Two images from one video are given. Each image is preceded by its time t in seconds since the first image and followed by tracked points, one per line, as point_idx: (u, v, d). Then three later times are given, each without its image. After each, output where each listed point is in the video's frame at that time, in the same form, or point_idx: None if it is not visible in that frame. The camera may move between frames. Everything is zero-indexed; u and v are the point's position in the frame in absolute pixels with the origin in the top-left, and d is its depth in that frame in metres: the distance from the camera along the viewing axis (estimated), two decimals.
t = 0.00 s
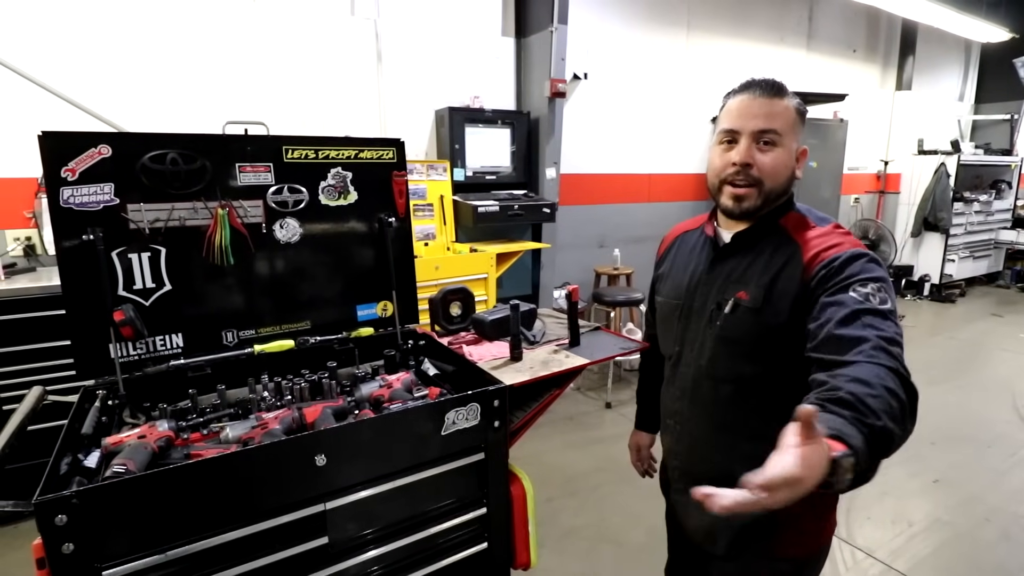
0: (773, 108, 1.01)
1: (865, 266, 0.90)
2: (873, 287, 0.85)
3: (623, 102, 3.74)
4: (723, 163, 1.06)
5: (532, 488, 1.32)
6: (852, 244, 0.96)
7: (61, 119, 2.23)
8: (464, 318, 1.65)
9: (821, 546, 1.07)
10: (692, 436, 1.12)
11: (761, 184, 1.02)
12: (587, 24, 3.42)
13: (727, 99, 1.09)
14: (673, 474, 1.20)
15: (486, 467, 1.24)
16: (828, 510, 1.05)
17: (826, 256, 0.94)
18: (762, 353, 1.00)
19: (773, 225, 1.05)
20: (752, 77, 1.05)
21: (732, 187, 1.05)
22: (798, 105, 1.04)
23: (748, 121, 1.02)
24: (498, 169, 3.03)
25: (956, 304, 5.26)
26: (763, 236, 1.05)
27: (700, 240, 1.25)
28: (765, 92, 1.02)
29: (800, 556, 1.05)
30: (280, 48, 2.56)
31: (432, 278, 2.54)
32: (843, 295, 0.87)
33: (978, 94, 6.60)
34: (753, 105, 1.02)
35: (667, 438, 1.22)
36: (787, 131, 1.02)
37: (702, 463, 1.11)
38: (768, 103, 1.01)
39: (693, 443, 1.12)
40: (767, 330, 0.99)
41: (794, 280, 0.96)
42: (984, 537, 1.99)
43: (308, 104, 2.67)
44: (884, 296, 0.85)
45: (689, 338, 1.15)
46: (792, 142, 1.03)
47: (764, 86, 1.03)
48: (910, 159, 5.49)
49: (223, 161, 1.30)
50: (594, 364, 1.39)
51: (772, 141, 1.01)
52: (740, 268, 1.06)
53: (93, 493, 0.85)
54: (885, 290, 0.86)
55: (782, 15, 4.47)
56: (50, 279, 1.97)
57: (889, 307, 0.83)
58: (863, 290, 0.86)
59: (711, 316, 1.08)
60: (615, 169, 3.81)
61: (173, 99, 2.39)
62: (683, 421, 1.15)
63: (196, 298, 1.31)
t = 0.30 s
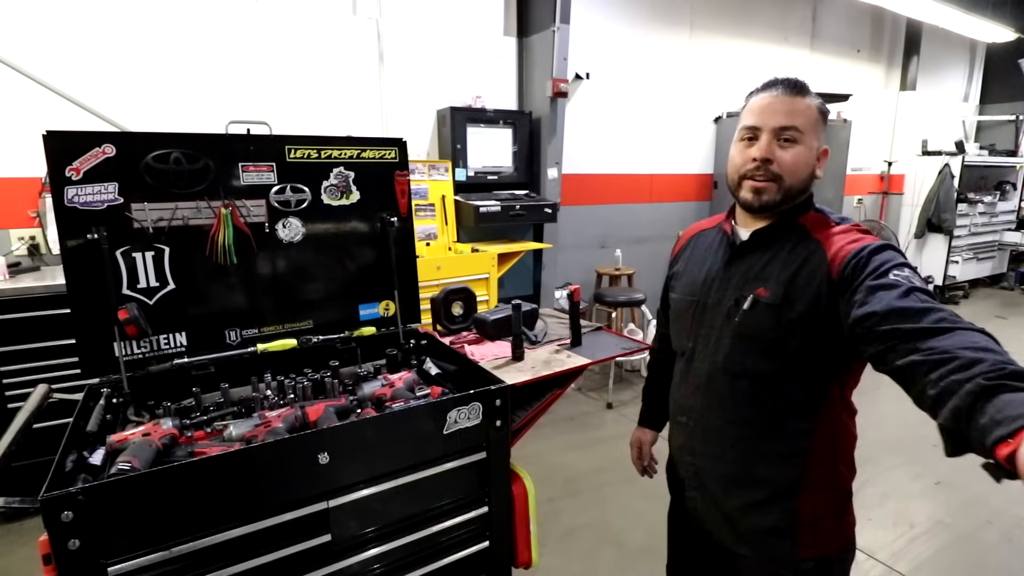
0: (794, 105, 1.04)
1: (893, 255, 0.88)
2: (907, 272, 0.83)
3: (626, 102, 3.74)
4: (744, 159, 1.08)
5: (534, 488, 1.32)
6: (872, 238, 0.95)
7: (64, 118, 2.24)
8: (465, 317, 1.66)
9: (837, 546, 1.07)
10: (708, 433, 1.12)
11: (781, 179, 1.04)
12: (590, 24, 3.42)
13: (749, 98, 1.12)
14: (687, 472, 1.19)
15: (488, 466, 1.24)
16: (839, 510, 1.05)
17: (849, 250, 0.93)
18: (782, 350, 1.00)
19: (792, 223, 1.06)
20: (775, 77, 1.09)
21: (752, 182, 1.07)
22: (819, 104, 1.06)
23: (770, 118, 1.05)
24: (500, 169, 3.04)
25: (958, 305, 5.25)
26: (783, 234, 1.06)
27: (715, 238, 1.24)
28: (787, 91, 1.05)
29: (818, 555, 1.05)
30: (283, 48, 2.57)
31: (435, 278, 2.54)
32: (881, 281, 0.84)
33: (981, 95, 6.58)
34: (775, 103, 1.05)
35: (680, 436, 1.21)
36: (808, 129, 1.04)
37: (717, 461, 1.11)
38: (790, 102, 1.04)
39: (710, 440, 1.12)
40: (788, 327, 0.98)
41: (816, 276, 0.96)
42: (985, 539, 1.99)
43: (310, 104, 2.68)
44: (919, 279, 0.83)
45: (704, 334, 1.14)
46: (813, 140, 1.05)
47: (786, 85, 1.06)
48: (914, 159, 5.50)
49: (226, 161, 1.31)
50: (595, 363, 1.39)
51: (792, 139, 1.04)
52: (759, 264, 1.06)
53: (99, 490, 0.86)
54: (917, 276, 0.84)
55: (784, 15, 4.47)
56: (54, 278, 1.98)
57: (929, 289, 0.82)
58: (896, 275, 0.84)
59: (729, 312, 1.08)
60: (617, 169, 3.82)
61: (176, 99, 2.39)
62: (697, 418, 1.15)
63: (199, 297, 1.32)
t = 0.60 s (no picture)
0: (823, 101, 1.01)
1: (946, 274, 0.92)
2: (961, 302, 0.89)
3: (631, 103, 3.73)
4: (770, 157, 1.05)
5: (537, 488, 1.31)
6: (919, 245, 0.96)
7: (69, 117, 2.24)
8: (469, 318, 1.65)
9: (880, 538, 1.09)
10: (757, 448, 1.06)
11: (810, 176, 1.00)
12: (595, 24, 3.41)
13: (774, 98, 1.10)
14: (727, 486, 1.12)
15: (491, 466, 1.24)
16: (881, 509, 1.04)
17: (909, 264, 0.92)
18: (838, 356, 0.97)
19: (830, 225, 1.02)
20: (800, 76, 1.06)
21: (780, 179, 1.03)
22: (846, 101, 1.03)
23: (796, 115, 1.02)
24: (504, 169, 3.03)
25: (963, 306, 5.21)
26: (828, 237, 1.01)
27: (740, 239, 1.17)
28: (814, 88, 1.02)
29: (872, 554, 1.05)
30: (287, 48, 2.57)
31: (438, 278, 2.53)
32: (942, 314, 0.88)
33: (988, 96, 6.54)
34: (802, 100, 1.02)
35: (718, 451, 1.14)
36: (835, 125, 1.01)
37: (767, 476, 1.05)
38: (817, 98, 1.01)
39: (759, 455, 1.06)
40: (847, 334, 0.96)
41: (876, 284, 0.94)
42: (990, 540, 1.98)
43: (314, 104, 2.68)
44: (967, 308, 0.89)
45: (747, 344, 1.08)
46: (842, 137, 1.02)
47: (812, 82, 1.03)
48: (919, 160, 5.46)
49: (229, 160, 1.30)
50: (599, 364, 1.38)
51: (820, 134, 1.00)
52: (807, 269, 1.01)
53: (101, 490, 0.86)
54: (969, 306, 0.89)
55: (791, 15, 4.45)
56: (58, 276, 1.99)
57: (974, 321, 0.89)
58: (955, 308, 0.88)
59: (779, 322, 1.02)
60: (621, 170, 3.80)
61: (180, 98, 2.40)
62: (742, 434, 1.08)
63: (204, 296, 1.32)
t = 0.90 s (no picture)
0: (863, 101, 0.96)
1: (982, 283, 0.93)
2: (990, 311, 0.92)
3: (632, 103, 3.72)
4: (807, 160, 1.00)
5: (537, 489, 1.31)
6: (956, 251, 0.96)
7: (68, 115, 2.24)
8: (469, 318, 1.64)
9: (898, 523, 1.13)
10: (799, 457, 1.02)
11: (849, 180, 0.96)
12: (596, 24, 3.40)
13: (810, 97, 1.04)
14: (760, 495, 1.09)
15: (491, 467, 1.23)
16: (905, 506, 1.04)
17: (954, 271, 0.92)
18: (882, 363, 0.97)
19: (871, 230, 0.99)
20: (837, 74, 1.01)
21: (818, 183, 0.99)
22: (887, 100, 0.98)
23: (835, 116, 0.97)
24: (506, 169, 3.02)
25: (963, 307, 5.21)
26: (872, 242, 0.99)
27: (770, 238, 1.11)
28: (854, 87, 0.97)
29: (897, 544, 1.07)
30: (287, 47, 2.57)
31: (439, 277, 2.52)
32: (976, 324, 0.91)
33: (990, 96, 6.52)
34: (842, 100, 0.97)
35: (752, 461, 1.10)
36: (876, 127, 0.96)
37: (807, 484, 1.02)
38: (857, 98, 0.96)
39: (803, 464, 1.02)
40: (893, 342, 0.95)
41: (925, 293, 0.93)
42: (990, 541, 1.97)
43: (314, 104, 2.67)
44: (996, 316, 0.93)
45: (791, 352, 1.03)
46: (881, 139, 0.97)
47: (851, 82, 0.98)
48: (919, 161, 5.39)
49: (229, 159, 1.30)
50: (599, 364, 1.37)
51: (859, 138, 0.96)
52: (853, 276, 0.98)
53: (96, 491, 0.85)
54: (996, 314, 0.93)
55: (793, 15, 4.43)
56: (56, 275, 1.99)
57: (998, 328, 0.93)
58: (987, 318, 0.91)
59: (825, 330, 0.99)
60: (623, 170, 3.79)
61: (178, 97, 2.39)
62: (783, 443, 1.04)
63: (203, 295, 1.32)
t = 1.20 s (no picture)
0: (869, 106, 0.96)
1: (997, 290, 0.93)
2: (1004, 318, 0.92)
3: (628, 103, 3.72)
4: (813, 166, 1.01)
5: (531, 489, 1.31)
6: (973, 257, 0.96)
7: (60, 113, 2.22)
8: (464, 317, 1.64)
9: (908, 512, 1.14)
10: (806, 455, 1.04)
11: (853, 187, 0.96)
12: (592, 23, 3.40)
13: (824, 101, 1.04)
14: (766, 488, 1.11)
15: (485, 466, 1.23)
16: (909, 502, 1.06)
17: (968, 278, 0.92)
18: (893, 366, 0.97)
19: (886, 234, 0.98)
20: (849, 80, 1.00)
21: (821, 191, 1.00)
22: (899, 105, 0.96)
23: (842, 123, 0.98)
24: (501, 168, 3.02)
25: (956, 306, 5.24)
26: (886, 247, 0.98)
27: (786, 241, 1.11)
28: (863, 92, 0.97)
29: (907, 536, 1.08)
30: (280, 45, 2.55)
31: (434, 277, 2.52)
32: (988, 331, 0.91)
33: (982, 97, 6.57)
34: (850, 107, 0.97)
35: (760, 455, 1.12)
36: (884, 133, 0.95)
37: (812, 480, 1.05)
38: (863, 105, 0.96)
39: (810, 462, 1.04)
40: (903, 346, 0.96)
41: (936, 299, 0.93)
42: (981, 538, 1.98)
43: (308, 103, 2.66)
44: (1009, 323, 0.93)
45: (801, 352, 1.05)
46: (893, 143, 0.96)
47: (860, 87, 0.97)
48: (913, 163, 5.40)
49: (222, 158, 1.29)
50: (594, 364, 1.38)
51: (864, 144, 0.96)
52: (866, 280, 0.99)
53: (86, 492, 0.84)
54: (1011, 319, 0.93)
55: (788, 15, 4.45)
56: (48, 274, 1.97)
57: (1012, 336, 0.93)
58: (999, 324, 0.91)
59: (834, 334, 1.00)
60: (619, 169, 3.80)
61: (171, 95, 2.38)
62: (792, 442, 1.06)
63: (197, 294, 1.31)
